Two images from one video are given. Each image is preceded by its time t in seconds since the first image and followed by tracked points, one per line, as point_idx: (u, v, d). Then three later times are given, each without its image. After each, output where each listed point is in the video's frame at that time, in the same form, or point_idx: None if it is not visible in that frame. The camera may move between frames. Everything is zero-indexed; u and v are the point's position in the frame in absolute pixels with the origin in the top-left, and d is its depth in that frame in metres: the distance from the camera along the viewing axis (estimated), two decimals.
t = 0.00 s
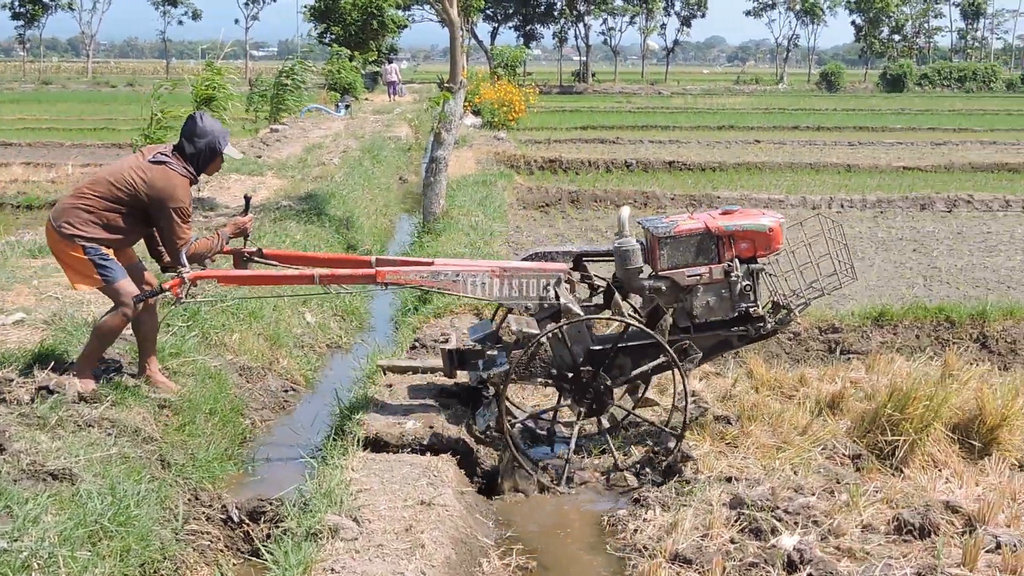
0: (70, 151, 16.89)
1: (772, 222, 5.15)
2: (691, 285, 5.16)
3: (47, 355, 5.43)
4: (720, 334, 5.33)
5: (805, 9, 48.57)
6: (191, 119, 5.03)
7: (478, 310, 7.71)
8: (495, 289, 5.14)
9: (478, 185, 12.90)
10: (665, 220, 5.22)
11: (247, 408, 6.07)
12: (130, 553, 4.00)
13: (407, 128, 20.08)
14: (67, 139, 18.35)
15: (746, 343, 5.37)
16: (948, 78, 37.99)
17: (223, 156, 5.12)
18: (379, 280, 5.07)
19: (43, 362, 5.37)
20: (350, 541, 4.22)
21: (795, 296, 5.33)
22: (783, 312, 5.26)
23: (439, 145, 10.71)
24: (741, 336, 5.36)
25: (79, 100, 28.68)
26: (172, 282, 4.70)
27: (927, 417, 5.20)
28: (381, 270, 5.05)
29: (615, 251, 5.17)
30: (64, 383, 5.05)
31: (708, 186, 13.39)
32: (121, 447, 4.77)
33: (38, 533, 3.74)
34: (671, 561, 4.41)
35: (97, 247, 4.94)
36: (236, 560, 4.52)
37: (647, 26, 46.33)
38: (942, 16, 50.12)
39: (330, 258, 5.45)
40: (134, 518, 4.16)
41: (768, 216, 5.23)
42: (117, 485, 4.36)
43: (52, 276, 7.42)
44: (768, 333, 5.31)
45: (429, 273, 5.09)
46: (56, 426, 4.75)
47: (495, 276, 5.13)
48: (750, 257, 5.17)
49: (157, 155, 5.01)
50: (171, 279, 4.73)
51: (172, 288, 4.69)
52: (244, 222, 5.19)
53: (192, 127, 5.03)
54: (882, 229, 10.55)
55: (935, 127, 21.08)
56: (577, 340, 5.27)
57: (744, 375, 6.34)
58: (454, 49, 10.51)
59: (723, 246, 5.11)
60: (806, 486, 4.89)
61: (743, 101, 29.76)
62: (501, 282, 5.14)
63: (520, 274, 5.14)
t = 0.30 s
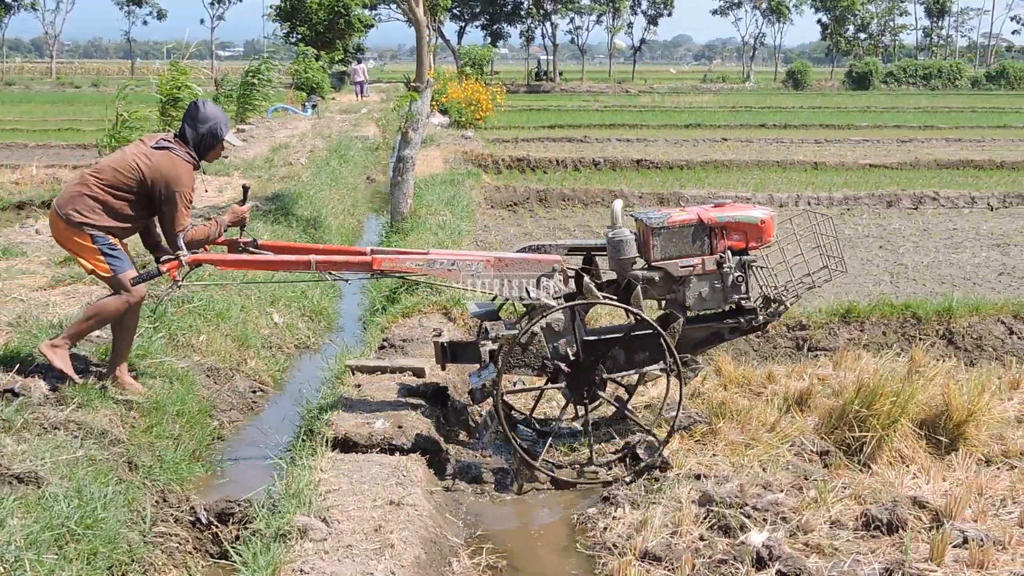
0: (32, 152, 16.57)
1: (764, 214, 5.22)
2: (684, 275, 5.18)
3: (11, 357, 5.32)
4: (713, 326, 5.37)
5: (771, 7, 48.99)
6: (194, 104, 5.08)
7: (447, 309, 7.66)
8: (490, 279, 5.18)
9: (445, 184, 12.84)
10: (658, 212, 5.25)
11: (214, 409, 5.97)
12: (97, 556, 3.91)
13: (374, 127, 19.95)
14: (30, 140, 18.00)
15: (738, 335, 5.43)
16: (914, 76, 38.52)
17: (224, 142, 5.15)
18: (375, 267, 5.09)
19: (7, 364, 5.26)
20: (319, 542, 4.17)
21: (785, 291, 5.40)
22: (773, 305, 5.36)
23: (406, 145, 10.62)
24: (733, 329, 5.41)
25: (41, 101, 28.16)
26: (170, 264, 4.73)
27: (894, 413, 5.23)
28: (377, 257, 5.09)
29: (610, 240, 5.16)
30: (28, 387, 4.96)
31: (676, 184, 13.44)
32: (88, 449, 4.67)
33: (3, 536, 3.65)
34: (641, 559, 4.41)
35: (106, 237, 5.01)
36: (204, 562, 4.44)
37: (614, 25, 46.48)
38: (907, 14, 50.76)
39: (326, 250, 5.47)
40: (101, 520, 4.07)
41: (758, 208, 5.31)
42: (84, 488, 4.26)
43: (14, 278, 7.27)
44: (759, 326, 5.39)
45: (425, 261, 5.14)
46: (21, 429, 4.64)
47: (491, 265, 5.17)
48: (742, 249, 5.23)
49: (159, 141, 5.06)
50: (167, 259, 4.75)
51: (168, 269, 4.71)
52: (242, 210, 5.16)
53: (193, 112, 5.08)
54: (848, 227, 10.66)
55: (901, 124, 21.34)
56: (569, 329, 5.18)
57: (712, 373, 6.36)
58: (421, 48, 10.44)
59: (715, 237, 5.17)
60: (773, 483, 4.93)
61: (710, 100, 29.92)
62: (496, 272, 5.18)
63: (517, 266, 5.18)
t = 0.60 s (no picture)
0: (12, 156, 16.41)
1: (764, 217, 5.23)
2: (684, 277, 5.17)
3: None
4: (711, 328, 5.36)
5: (752, 6, 49.18)
6: (196, 93, 5.10)
7: (430, 310, 7.64)
8: (489, 274, 5.17)
9: (427, 185, 12.81)
10: (659, 213, 5.22)
11: (198, 410, 5.92)
12: (81, 560, 3.85)
13: (356, 129, 19.88)
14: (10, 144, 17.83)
15: (735, 338, 5.44)
16: (894, 74, 38.85)
17: (229, 129, 5.18)
18: (376, 260, 5.07)
19: None
20: (303, 545, 4.14)
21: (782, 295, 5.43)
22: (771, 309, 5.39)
23: (388, 146, 10.57)
24: (729, 331, 5.42)
25: (20, 104, 27.91)
26: (170, 253, 4.74)
27: (877, 411, 5.25)
28: (378, 250, 5.06)
29: (610, 240, 5.12)
30: (9, 392, 4.94)
31: (658, 184, 13.48)
32: (71, 453, 4.60)
33: None
34: (624, 558, 4.41)
35: (121, 235, 5.05)
36: (189, 565, 4.38)
37: (595, 25, 46.55)
38: (887, 13, 51.16)
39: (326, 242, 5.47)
40: (84, 524, 4.01)
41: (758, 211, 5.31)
42: (67, 492, 4.20)
43: None
44: (756, 328, 5.40)
45: (425, 256, 5.11)
46: (3, 433, 4.57)
47: (490, 261, 5.14)
48: (740, 252, 5.24)
49: (165, 132, 5.08)
50: (168, 249, 4.75)
51: (168, 257, 4.72)
52: (243, 200, 5.19)
53: (196, 101, 5.10)
54: (830, 226, 10.72)
55: (882, 123, 21.48)
56: (568, 327, 5.18)
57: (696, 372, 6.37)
58: (401, 49, 10.38)
59: (716, 240, 5.16)
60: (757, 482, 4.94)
61: (691, 99, 30.00)
62: (496, 268, 5.16)
63: (516, 263, 5.16)
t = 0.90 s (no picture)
0: None
1: (761, 223, 5.24)
2: (679, 279, 5.17)
3: None
4: (704, 331, 5.36)
5: (731, 6, 49.40)
6: (188, 76, 5.06)
7: (410, 310, 7.60)
8: (485, 269, 5.11)
9: (407, 185, 12.76)
10: (656, 215, 5.23)
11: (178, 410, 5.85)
12: (59, 561, 3.79)
13: (335, 129, 19.79)
14: None
15: (727, 342, 5.44)
16: (873, 74, 39.15)
17: (224, 112, 5.15)
18: (372, 251, 5.03)
19: None
20: (282, 545, 4.10)
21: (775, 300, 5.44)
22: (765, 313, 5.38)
23: (367, 146, 10.52)
24: (722, 335, 5.42)
25: None
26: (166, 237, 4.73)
27: (856, 411, 5.28)
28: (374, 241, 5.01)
29: (606, 240, 5.12)
30: None
31: (638, 184, 13.51)
32: (49, 454, 4.54)
33: None
34: (604, 558, 4.40)
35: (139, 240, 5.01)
36: (168, 566, 4.31)
37: (575, 25, 46.59)
38: (866, 12, 51.52)
39: (323, 231, 5.46)
40: (62, 524, 3.95)
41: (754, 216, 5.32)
42: (45, 492, 4.13)
43: None
44: (749, 333, 5.41)
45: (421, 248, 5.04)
46: None
47: (486, 256, 5.08)
48: (736, 257, 5.25)
49: (161, 122, 5.06)
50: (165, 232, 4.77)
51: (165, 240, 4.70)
52: (241, 185, 5.14)
53: (189, 86, 5.06)
54: (809, 225, 10.77)
55: (862, 123, 21.65)
56: (561, 324, 5.24)
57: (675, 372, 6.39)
58: (381, 48, 10.32)
59: (712, 243, 5.16)
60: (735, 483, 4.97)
61: (671, 100, 30.08)
62: (491, 263, 5.10)
63: (512, 258, 5.09)
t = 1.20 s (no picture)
0: None
1: (755, 229, 5.26)
2: (671, 281, 5.18)
3: None
4: (695, 334, 5.34)
5: (709, 6, 49.61)
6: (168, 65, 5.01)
7: (389, 311, 7.55)
8: (478, 264, 5.23)
9: (386, 185, 12.71)
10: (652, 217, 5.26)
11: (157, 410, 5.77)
12: (37, 563, 3.73)
13: (313, 129, 19.68)
14: None
15: (717, 346, 5.41)
16: (851, 72, 39.45)
17: (209, 96, 5.07)
18: (367, 242, 5.12)
19: None
20: (262, 546, 4.05)
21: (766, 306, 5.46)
22: (755, 318, 5.39)
23: (345, 146, 10.47)
24: (713, 339, 5.39)
25: None
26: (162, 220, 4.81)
27: (835, 409, 5.31)
28: (370, 233, 5.11)
29: (601, 240, 5.16)
30: None
31: (617, 183, 13.53)
32: (27, 455, 4.46)
33: None
34: (584, 558, 4.39)
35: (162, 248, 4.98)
36: (147, 568, 4.25)
37: (553, 24, 46.66)
38: (843, 10, 51.93)
39: (316, 221, 5.50)
40: (41, 526, 3.88)
41: (749, 221, 5.34)
42: (23, 494, 4.05)
43: None
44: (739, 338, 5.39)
45: (417, 242, 5.15)
46: None
47: (480, 252, 5.22)
48: (729, 261, 5.27)
49: (148, 115, 5.00)
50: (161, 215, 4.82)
51: (162, 225, 4.76)
52: (237, 172, 5.22)
53: (171, 76, 5.02)
54: (788, 224, 10.83)
55: (839, 122, 21.81)
56: (554, 324, 5.09)
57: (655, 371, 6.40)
58: (358, 48, 10.27)
59: (706, 247, 5.19)
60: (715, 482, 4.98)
61: (649, 99, 30.16)
62: (485, 258, 5.22)
63: (506, 254, 5.23)
